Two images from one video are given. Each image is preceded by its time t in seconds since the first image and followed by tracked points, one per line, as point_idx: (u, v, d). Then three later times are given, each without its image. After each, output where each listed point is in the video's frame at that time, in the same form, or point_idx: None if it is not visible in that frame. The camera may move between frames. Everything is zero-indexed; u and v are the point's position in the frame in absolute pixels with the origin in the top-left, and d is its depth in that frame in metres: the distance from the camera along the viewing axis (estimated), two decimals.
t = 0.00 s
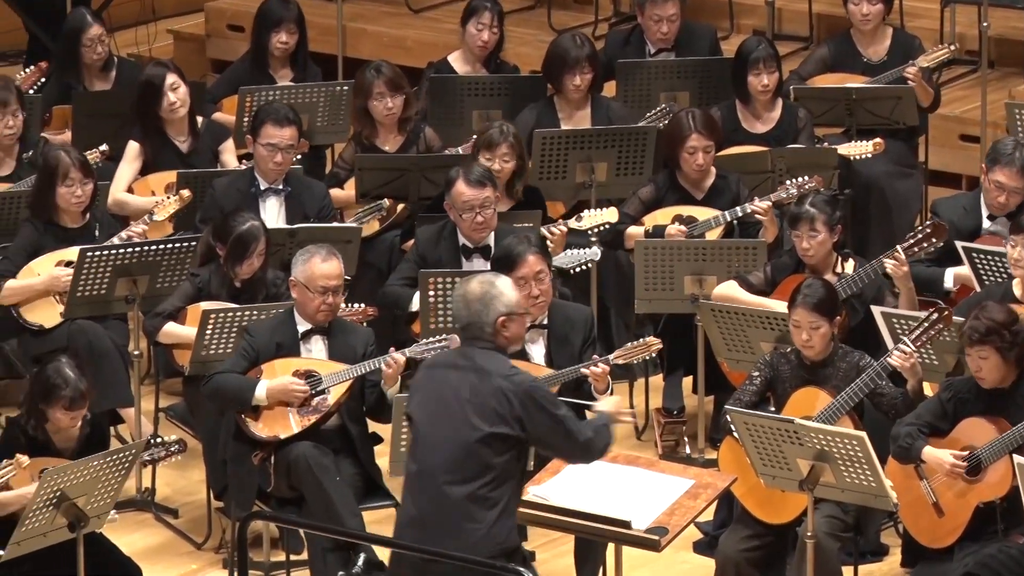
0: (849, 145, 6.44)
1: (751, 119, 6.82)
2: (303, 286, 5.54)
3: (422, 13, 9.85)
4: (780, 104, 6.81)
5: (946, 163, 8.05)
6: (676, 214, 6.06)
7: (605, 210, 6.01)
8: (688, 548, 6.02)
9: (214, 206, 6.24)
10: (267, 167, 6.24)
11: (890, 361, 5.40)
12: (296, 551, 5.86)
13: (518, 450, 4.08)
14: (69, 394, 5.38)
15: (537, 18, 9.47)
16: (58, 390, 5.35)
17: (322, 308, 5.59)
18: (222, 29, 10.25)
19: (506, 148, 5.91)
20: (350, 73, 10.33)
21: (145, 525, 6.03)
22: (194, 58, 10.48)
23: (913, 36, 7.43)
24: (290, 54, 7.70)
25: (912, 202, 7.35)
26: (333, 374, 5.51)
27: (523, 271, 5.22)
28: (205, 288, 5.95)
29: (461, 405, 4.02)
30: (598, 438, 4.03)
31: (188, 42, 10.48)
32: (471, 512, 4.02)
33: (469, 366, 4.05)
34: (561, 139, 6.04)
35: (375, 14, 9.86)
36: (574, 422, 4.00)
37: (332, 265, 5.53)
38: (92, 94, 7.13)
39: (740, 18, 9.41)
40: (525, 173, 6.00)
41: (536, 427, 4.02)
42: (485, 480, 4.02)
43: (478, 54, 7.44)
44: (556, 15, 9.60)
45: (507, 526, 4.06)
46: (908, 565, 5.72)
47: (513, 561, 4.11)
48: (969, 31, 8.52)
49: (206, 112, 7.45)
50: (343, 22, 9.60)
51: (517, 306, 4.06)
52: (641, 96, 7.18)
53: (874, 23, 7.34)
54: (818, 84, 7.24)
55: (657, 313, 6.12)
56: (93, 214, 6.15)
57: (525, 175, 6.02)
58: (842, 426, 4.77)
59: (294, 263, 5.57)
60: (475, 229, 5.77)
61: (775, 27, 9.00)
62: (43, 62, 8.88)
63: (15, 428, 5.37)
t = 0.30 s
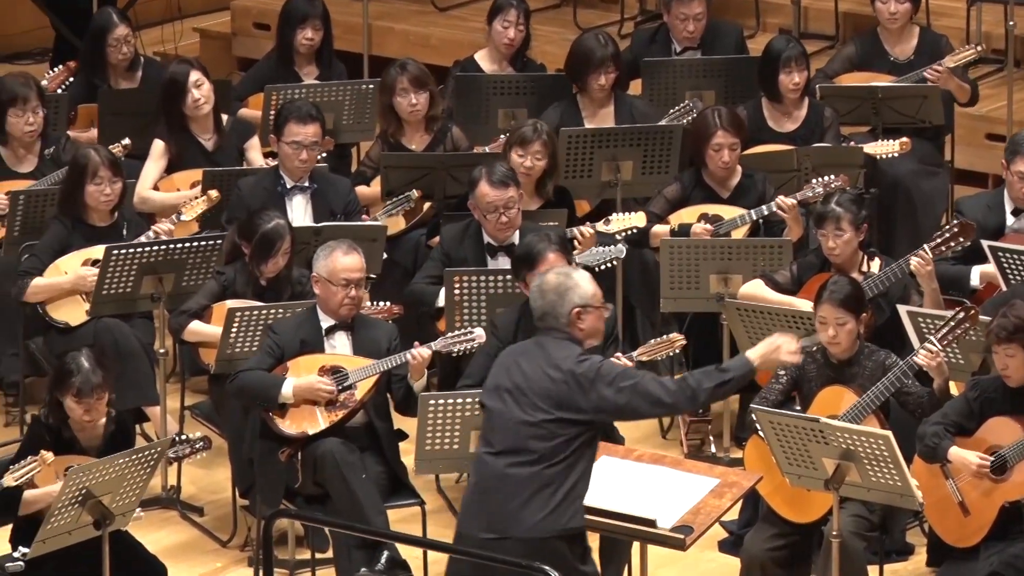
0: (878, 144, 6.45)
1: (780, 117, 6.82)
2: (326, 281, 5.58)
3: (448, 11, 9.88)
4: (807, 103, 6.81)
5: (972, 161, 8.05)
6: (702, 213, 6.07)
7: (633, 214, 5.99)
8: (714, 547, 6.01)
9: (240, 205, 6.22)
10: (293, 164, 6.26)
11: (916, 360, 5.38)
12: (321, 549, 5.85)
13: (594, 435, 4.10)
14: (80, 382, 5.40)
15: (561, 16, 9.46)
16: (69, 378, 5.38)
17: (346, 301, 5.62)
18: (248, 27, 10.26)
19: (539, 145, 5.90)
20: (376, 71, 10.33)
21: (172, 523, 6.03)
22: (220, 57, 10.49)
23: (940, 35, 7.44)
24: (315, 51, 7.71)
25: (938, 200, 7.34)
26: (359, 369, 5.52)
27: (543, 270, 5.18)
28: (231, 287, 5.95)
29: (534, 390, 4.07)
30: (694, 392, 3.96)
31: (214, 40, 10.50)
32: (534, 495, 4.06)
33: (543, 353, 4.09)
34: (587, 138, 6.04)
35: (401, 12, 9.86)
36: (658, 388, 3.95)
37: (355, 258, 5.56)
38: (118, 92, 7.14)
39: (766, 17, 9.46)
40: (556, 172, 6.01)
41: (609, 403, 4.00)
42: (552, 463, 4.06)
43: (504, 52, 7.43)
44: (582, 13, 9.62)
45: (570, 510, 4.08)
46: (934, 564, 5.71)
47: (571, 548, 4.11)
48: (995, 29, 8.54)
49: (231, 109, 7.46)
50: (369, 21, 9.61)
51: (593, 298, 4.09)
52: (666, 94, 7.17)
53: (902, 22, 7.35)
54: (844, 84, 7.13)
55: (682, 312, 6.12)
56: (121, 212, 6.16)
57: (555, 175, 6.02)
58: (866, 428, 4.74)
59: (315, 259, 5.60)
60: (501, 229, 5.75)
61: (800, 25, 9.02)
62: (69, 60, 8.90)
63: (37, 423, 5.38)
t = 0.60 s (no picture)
0: (905, 144, 6.45)
1: (808, 117, 6.86)
2: (351, 278, 5.56)
3: (476, 10, 9.89)
4: (836, 102, 6.85)
5: (1000, 160, 8.06)
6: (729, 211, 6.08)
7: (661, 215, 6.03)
8: (741, 546, 6.01)
9: (265, 206, 6.22)
10: (315, 165, 6.23)
11: (944, 360, 5.37)
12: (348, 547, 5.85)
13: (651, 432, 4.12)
14: (97, 373, 5.50)
15: (589, 15, 9.48)
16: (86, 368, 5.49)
17: (371, 298, 5.60)
18: (276, 26, 10.27)
19: (570, 152, 5.90)
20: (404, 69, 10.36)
21: (199, 521, 6.04)
22: (248, 55, 10.51)
23: (969, 35, 7.46)
24: (343, 51, 7.72)
25: (966, 199, 7.38)
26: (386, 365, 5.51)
27: (568, 268, 5.23)
28: (259, 285, 5.95)
29: (593, 385, 4.09)
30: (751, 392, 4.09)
31: (242, 38, 10.51)
32: (590, 489, 4.07)
33: (603, 349, 4.12)
34: (615, 136, 6.05)
35: (429, 11, 9.88)
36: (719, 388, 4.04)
37: (379, 256, 5.54)
38: (146, 91, 7.15)
39: (793, 16, 9.48)
40: (586, 175, 6.00)
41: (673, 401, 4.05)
42: (610, 457, 4.07)
43: (529, 51, 7.44)
44: (610, 12, 9.62)
45: (627, 504, 4.09)
46: (961, 564, 5.71)
47: (623, 544, 4.10)
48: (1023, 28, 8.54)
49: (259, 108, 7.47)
50: (397, 20, 9.63)
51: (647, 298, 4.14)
52: (694, 92, 7.17)
53: (931, 23, 7.36)
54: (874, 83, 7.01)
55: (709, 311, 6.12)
56: (150, 212, 6.17)
57: (584, 178, 6.00)
58: (894, 428, 4.71)
59: (340, 257, 5.58)
60: (528, 230, 5.75)
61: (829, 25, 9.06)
62: (98, 58, 8.92)
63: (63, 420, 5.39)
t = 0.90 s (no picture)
0: (936, 145, 6.47)
1: (839, 117, 6.85)
2: (377, 279, 5.51)
3: (506, 9, 9.91)
4: (868, 102, 6.83)
5: None
6: (758, 210, 6.10)
7: (689, 213, 5.99)
8: (771, 546, 6.01)
9: (289, 209, 6.22)
10: (334, 166, 6.20)
11: (975, 359, 5.35)
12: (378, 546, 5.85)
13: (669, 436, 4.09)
14: (121, 367, 5.48)
15: (618, 14, 9.49)
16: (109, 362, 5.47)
17: (397, 298, 5.57)
18: (305, 25, 10.28)
19: (600, 154, 5.90)
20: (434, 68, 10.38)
21: (228, 520, 6.04)
22: (278, 53, 10.53)
23: (999, 35, 7.50)
24: (373, 50, 7.74)
25: (995, 199, 7.37)
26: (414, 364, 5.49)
27: (596, 268, 5.10)
28: (288, 284, 5.95)
29: (609, 385, 4.09)
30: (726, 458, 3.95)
31: (272, 37, 10.54)
32: (611, 493, 4.07)
33: (620, 349, 4.11)
34: (645, 135, 6.04)
35: (459, 10, 9.90)
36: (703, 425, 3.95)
37: (404, 254, 5.50)
38: (175, 90, 7.16)
39: (823, 14, 9.53)
40: (616, 177, 6.00)
41: (674, 412, 4.00)
42: (629, 459, 4.06)
43: (556, 49, 7.43)
44: (639, 11, 9.65)
45: (646, 510, 4.08)
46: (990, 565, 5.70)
47: (650, 545, 4.10)
48: None
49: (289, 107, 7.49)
50: (427, 19, 9.65)
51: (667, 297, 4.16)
52: (724, 92, 7.16)
53: (959, 26, 7.43)
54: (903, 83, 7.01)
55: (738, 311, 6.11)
56: (183, 213, 6.18)
57: (614, 180, 5.99)
58: (925, 428, 4.65)
59: (365, 257, 5.53)
60: (557, 229, 5.72)
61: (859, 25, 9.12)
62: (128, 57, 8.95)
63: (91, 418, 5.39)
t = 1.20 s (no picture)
0: (969, 147, 6.46)
1: (871, 116, 6.90)
2: (404, 283, 5.44)
3: (534, 8, 9.94)
4: (899, 101, 6.87)
5: None
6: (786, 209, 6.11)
7: (715, 209, 6.00)
8: (799, 545, 6.00)
9: (315, 208, 6.21)
10: (357, 165, 6.21)
11: (1004, 360, 5.30)
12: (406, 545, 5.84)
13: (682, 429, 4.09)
14: (147, 363, 5.47)
15: (646, 14, 9.52)
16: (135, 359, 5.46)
17: (424, 301, 5.52)
18: (334, 24, 10.29)
19: (624, 145, 5.92)
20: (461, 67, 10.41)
21: (256, 519, 6.04)
22: (306, 52, 10.55)
23: None
24: (402, 49, 7.77)
25: None
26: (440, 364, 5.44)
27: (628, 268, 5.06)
28: (316, 283, 5.94)
29: (621, 382, 4.08)
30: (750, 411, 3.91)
31: (300, 36, 10.57)
32: (632, 491, 4.06)
33: (628, 347, 4.12)
34: (674, 135, 6.04)
35: (487, 9, 9.94)
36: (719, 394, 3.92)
37: (429, 257, 5.44)
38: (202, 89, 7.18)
39: (852, 13, 9.61)
40: (641, 169, 6.02)
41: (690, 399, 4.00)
42: (649, 455, 4.06)
43: (583, 49, 7.45)
44: (667, 11, 9.68)
45: (667, 505, 4.08)
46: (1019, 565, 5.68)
47: (670, 541, 4.10)
48: None
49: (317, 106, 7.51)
50: (455, 18, 9.68)
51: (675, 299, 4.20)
52: (753, 91, 7.16)
53: (985, 22, 7.45)
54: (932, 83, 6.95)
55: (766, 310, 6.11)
56: (214, 213, 6.20)
57: (638, 173, 6.02)
58: (954, 428, 4.60)
59: (390, 261, 5.47)
60: (586, 228, 5.71)
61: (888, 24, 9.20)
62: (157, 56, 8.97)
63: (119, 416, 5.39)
